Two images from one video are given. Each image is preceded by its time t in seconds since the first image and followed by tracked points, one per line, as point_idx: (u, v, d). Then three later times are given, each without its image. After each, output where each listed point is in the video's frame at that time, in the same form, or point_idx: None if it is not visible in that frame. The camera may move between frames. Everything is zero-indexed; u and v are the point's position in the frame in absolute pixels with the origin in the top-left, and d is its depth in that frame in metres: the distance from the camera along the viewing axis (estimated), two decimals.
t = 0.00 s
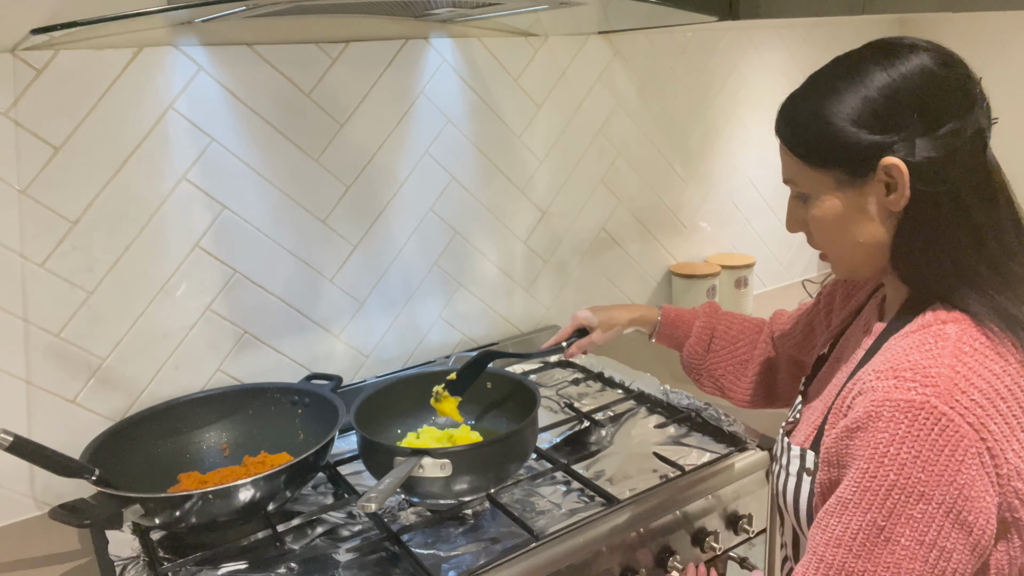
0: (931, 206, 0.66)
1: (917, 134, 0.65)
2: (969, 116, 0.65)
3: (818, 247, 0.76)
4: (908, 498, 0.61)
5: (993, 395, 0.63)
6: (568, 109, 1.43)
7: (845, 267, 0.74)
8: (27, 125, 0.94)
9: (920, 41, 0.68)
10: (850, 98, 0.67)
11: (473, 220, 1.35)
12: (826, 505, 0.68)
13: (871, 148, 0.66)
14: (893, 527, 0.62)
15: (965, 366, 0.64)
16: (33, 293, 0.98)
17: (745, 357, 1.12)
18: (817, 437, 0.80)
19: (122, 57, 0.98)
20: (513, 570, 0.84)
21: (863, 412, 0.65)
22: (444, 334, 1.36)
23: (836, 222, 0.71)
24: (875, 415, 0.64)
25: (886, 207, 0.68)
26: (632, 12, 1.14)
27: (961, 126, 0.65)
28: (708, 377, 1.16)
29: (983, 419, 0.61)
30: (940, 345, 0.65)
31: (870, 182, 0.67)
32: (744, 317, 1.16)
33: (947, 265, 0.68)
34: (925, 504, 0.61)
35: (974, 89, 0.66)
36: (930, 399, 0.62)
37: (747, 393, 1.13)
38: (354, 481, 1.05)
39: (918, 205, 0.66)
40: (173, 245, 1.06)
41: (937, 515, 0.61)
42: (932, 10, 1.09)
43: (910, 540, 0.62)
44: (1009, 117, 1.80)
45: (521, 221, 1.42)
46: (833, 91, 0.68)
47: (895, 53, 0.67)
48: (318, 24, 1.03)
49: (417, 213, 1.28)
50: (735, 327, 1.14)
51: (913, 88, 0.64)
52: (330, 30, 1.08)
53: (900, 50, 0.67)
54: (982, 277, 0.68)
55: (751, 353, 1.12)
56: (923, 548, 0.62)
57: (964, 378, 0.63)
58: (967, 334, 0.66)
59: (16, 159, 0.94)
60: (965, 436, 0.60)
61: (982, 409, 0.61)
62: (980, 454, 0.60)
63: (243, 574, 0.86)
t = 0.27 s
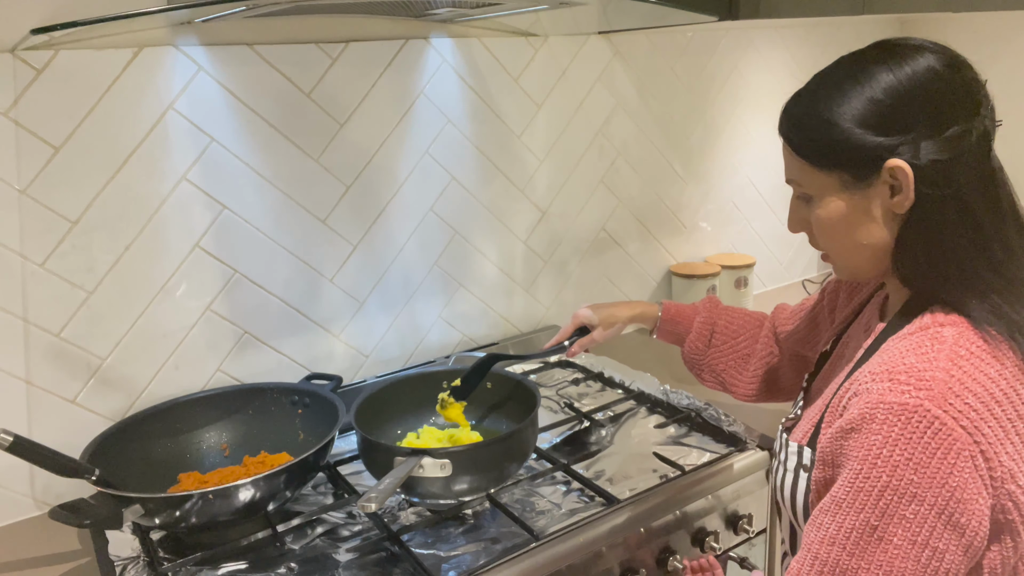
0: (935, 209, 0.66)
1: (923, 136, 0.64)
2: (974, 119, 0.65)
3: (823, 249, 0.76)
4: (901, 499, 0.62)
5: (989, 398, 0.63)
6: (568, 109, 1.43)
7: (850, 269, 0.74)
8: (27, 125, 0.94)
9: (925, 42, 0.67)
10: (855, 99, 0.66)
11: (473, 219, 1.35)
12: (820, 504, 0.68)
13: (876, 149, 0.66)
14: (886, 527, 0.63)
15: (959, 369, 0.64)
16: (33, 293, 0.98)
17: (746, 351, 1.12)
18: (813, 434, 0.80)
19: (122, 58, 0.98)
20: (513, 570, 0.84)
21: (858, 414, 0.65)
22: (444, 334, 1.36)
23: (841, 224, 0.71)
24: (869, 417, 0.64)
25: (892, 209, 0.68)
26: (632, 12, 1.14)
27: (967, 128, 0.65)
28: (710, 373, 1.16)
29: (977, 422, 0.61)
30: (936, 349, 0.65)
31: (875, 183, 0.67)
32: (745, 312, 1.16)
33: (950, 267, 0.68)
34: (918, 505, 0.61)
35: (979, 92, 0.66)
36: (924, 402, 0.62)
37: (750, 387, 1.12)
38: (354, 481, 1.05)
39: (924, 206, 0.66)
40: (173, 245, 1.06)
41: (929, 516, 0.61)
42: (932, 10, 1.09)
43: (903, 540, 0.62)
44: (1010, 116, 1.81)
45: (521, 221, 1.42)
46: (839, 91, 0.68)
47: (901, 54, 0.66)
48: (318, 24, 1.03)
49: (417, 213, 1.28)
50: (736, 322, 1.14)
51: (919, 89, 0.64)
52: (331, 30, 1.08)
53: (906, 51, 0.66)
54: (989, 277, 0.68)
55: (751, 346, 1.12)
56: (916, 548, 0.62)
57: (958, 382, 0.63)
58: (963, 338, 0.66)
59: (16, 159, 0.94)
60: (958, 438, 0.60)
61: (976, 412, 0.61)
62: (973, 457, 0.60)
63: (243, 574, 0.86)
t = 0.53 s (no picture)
0: (922, 209, 0.66)
1: (912, 136, 0.64)
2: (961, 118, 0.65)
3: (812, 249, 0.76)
4: (884, 496, 0.61)
5: (973, 396, 0.62)
6: (568, 109, 1.43)
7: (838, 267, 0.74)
8: (26, 124, 0.94)
9: (914, 43, 0.67)
10: (845, 99, 0.67)
11: (473, 219, 1.35)
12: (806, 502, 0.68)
13: (866, 149, 0.66)
14: (870, 524, 0.62)
15: (942, 367, 0.63)
16: (33, 294, 0.98)
17: (744, 349, 1.12)
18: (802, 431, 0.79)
19: (122, 57, 0.98)
20: (513, 570, 0.84)
21: (841, 412, 0.66)
22: (444, 334, 1.36)
23: (831, 223, 0.71)
24: (851, 414, 0.64)
25: (880, 209, 0.68)
26: (632, 11, 1.14)
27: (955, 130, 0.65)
28: (709, 371, 1.17)
29: (959, 420, 0.61)
30: (920, 347, 0.65)
31: (864, 183, 0.67)
32: (742, 309, 1.16)
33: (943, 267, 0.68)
34: (901, 502, 0.61)
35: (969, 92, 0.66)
36: (906, 399, 0.62)
37: (748, 384, 1.13)
38: (354, 481, 1.05)
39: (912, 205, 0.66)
40: (173, 245, 1.06)
41: (911, 513, 0.61)
42: (932, 10, 1.09)
43: (887, 538, 0.62)
44: (1009, 117, 1.81)
45: (521, 221, 1.42)
46: (829, 91, 0.68)
47: (890, 55, 0.66)
48: (319, 25, 1.03)
49: (417, 213, 1.28)
50: (733, 320, 1.14)
51: (908, 90, 0.64)
52: (331, 30, 1.08)
53: (895, 51, 0.67)
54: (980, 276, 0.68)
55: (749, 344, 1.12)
56: (900, 545, 0.61)
57: (941, 380, 0.63)
58: (948, 336, 0.66)
59: (16, 159, 0.94)
60: (940, 436, 0.60)
61: (959, 409, 0.61)
62: (955, 455, 0.60)
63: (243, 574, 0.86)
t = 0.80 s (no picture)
0: (909, 201, 0.65)
1: (901, 129, 0.64)
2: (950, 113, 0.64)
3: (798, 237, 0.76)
4: (885, 491, 0.61)
5: (963, 385, 0.62)
6: (568, 109, 1.43)
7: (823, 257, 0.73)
8: (26, 124, 0.94)
9: (909, 33, 0.66)
10: (835, 89, 0.66)
11: (473, 219, 1.35)
12: (805, 503, 0.67)
13: (854, 141, 0.65)
14: (873, 521, 0.61)
15: (932, 358, 0.63)
16: (33, 293, 0.98)
17: (730, 349, 1.11)
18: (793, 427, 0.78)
19: (122, 57, 0.98)
20: (513, 570, 0.84)
21: (835, 407, 0.65)
22: (444, 334, 1.36)
23: (819, 213, 0.70)
24: (845, 409, 0.64)
25: (868, 201, 0.67)
26: (631, 11, 1.14)
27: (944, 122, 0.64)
28: (696, 373, 1.16)
29: (952, 410, 0.60)
30: (908, 338, 0.65)
31: (853, 175, 0.67)
32: (722, 307, 1.14)
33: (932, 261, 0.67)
34: (902, 496, 0.60)
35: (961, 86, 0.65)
36: (899, 391, 0.61)
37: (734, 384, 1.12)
38: (354, 481, 1.05)
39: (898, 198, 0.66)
40: (173, 245, 1.06)
41: (913, 506, 0.60)
42: (933, 10, 1.09)
43: (891, 534, 0.61)
44: (1009, 117, 1.81)
45: (521, 221, 1.42)
46: (820, 82, 0.67)
47: (883, 45, 0.66)
48: (319, 25, 1.03)
49: (417, 213, 1.28)
50: (715, 321, 1.12)
51: (899, 81, 0.64)
52: (332, 30, 1.08)
53: (889, 42, 0.66)
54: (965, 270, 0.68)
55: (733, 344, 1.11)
56: (904, 541, 0.60)
57: (931, 370, 0.62)
58: (936, 327, 0.65)
59: (16, 158, 0.94)
60: (936, 427, 0.60)
61: (951, 399, 0.61)
62: (951, 445, 0.59)
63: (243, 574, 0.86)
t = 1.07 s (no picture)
0: (874, 196, 0.64)
1: (870, 123, 0.63)
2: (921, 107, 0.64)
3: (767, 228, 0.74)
4: (883, 487, 0.59)
5: (940, 372, 0.62)
6: (568, 109, 1.43)
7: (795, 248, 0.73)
8: (26, 124, 0.94)
9: (884, 29, 0.66)
10: (808, 79, 0.65)
11: (473, 219, 1.35)
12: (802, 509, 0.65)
13: (824, 132, 0.64)
14: (877, 520, 0.59)
15: (906, 349, 0.62)
16: (33, 293, 0.98)
17: (697, 347, 1.09)
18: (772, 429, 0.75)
19: (123, 57, 0.98)
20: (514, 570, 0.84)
21: (817, 406, 0.63)
22: (444, 334, 1.36)
23: (788, 205, 0.69)
24: (829, 407, 0.62)
25: (834, 192, 0.67)
26: (632, 11, 1.14)
27: (916, 117, 0.63)
28: (661, 370, 1.13)
29: (934, 400, 0.60)
30: (879, 330, 0.64)
31: (820, 166, 0.66)
32: (689, 305, 1.13)
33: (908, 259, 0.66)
34: (901, 489, 0.59)
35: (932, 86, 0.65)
36: (880, 383, 0.60)
37: (699, 382, 1.09)
38: (354, 481, 1.05)
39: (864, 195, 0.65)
40: (173, 245, 1.06)
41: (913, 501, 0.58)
42: (933, 10, 1.09)
43: (897, 531, 0.59)
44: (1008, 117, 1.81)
45: (521, 221, 1.42)
46: (793, 72, 0.66)
47: (858, 38, 0.65)
48: (320, 25, 1.03)
49: (418, 213, 1.28)
50: (682, 319, 1.11)
51: (871, 74, 0.63)
52: (331, 30, 1.08)
53: (864, 36, 0.65)
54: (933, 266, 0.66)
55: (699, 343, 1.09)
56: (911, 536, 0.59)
57: (907, 361, 0.61)
58: (906, 319, 0.64)
59: (16, 158, 0.94)
60: (923, 414, 0.59)
61: (931, 389, 0.60)
62: (940, 435, 0.58)
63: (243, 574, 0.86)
